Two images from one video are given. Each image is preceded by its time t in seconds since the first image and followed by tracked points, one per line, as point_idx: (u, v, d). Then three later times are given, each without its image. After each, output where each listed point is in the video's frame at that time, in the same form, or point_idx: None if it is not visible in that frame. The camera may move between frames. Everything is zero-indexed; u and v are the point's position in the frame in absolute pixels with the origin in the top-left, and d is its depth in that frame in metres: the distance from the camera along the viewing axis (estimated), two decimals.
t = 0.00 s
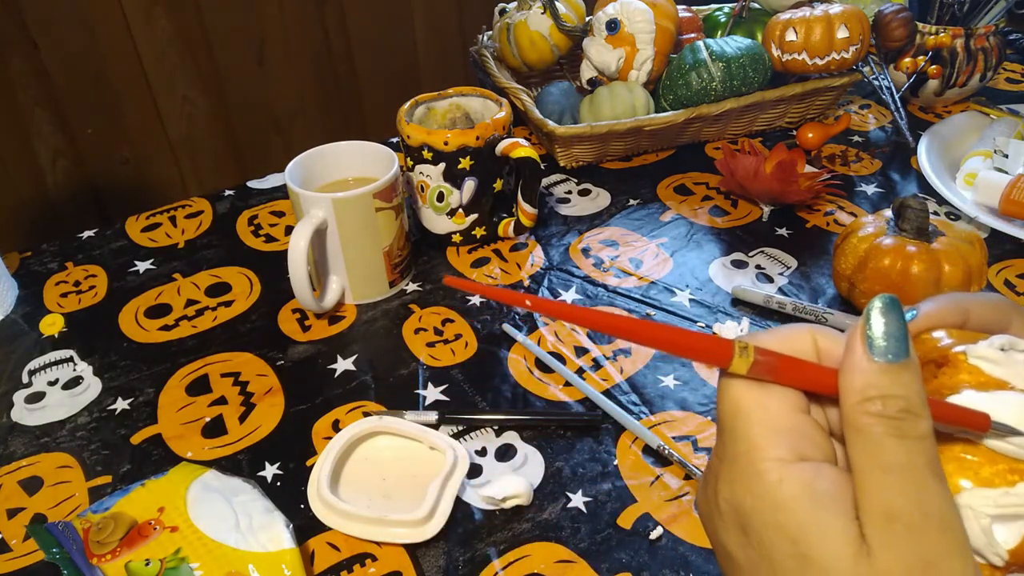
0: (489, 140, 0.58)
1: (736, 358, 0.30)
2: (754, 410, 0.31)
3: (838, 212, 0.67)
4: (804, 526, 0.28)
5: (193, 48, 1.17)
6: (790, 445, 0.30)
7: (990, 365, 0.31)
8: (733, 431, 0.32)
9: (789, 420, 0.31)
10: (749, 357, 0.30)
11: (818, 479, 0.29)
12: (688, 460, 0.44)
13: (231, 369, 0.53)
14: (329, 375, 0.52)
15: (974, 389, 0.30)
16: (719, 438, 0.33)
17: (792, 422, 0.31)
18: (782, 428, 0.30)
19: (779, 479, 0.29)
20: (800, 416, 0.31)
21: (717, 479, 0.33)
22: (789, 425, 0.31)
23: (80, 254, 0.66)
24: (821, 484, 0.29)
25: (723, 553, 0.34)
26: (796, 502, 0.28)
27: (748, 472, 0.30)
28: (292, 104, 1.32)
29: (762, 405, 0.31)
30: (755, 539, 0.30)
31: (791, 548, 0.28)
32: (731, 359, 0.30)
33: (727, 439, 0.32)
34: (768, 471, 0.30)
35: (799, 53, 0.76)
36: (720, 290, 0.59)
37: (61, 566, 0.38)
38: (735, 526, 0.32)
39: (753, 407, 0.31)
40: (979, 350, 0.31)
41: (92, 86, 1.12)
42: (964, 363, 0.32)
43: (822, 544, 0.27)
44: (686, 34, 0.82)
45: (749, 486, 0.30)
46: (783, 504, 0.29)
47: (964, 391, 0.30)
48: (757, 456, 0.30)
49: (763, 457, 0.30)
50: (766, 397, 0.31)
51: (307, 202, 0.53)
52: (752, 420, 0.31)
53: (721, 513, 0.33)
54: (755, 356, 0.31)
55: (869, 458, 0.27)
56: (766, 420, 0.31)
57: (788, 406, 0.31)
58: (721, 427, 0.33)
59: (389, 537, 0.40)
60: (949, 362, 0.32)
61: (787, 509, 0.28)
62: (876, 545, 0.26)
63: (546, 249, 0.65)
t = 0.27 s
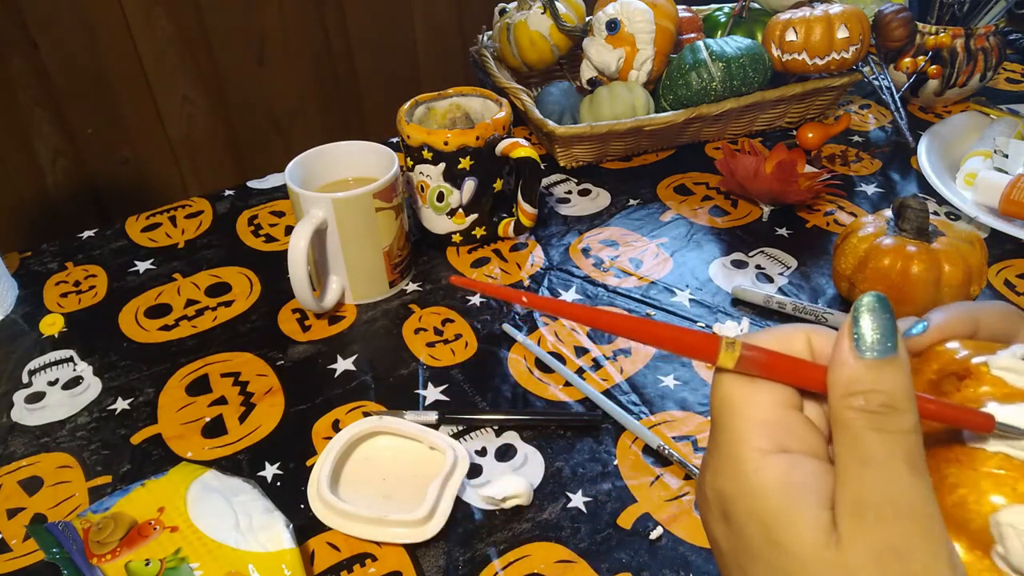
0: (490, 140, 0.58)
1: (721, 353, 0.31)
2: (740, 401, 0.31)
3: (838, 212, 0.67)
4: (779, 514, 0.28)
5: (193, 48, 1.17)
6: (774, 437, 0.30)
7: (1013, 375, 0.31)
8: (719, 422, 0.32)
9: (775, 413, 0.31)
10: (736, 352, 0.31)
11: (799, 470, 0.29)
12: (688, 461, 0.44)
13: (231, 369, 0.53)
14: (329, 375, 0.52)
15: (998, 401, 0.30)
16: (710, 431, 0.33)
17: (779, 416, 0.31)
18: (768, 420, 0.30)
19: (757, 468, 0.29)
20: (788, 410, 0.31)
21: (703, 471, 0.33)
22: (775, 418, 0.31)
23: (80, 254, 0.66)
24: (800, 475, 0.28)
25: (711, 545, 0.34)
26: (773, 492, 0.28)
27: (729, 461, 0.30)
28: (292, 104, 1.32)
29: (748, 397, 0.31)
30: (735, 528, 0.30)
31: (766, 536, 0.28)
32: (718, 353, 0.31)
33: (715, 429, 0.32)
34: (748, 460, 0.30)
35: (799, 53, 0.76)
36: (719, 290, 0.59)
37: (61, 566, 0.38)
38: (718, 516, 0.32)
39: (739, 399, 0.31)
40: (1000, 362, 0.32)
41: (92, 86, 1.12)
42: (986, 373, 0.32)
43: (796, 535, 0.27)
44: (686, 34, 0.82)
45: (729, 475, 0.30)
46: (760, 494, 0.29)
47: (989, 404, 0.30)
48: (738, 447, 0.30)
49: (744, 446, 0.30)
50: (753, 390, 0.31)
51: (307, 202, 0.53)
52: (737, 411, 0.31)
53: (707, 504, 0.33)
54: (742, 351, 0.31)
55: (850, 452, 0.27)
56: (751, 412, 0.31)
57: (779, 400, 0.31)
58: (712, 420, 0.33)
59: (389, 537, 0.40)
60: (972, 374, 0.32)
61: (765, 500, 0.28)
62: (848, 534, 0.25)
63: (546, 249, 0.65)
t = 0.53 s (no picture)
0: (489, 140, 0.58)
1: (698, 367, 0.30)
2: (719, 409, 0.31)
3: (838, 212, 0.67)
4: (750, 519, 0.27)
5: (192, 47, 1.17)
6: (751, 443, 0.30)
7: None
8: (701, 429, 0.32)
9: (755, 421, 0.30)
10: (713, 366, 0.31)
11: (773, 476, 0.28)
12: (688, 461, 0.44)
13: (231, 369, 0.53)
14: (329, 375, 0.52)
15: None
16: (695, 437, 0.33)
17: (759, 423, 0.30)
18: (746, 427, 0.30)
19: (733, 474, 0.29)
20: (770, 419, 0.31)
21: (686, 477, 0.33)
22: (754, 425, 0.30)
23: (80, 254, 0.66)
24: (773, 480, 0.28)
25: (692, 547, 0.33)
26: (746, 498, 0.28)
27: (707, 466, 0.30)
28: (291, 104, 1.32)
29: (727, 405, 0.31)
30: (711, 533, 0.30)
31: (737, 541, 0.28)
32: (695, 367, 0.30)
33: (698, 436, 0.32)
34: (723, 466, 0.29)
35: (799, 53, 0.76)
36: (719, 290, 0.59)
37: (61, 566, 0.38)
38: (697, 520, 0.32)
39: (719, 407, 0.31)
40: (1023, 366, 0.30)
41: (92, 85, 1.12)
42: (1013, 379, 0.30)
43: (766, 541, 0.26)
44: (686, 34, 0.82)
45: (706, 480, 0.30)
46: (735, 500, 0.28)
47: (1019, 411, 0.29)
48: (717, 454, 0.30)
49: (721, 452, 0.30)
50: (733, 399, 0.31)
51: (307, 202, 0.53)
52: (716, 420, 0.31)
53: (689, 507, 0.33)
54: (719, 364, 0.31)
55: (820, 457, 0.26)
56: (730, 419, 0.31)
57: (759, 408, 0.31)
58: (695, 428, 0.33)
59: (389, 537, 0.40)
60: (997, 377, 0.31)
61: (738, 505, 0.28)
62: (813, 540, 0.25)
63: (546, 249, 0.65)
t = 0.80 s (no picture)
0: (489, 140, 0.58)
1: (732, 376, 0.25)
2: (746, 424, 0.27)
3: (838, 212, 0.67)
4: (804, 556, 0.24)
5: (192, 47, 1.17)
6: (792, 464, 0.26)
7: (1016, 380, 0.31)
8: (730, 448, 0.27)
9: (789, 436, 0.26)
10: (742, 374, 0.26)
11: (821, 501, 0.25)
12: (688, 460, 0.44)
13: (231, 369, 0.53)
14: (329, 375, 0.52)
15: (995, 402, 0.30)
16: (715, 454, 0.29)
17: (796, 438, 0.26)
18: (785, 444, 0.26)
19: (777, 504, 0.25)
20: (802, 431, 0.26)
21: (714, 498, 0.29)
22: (792, 443, 0.26)
23: (80, 254, 0.66)
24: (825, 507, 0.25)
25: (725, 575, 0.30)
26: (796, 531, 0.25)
27: (741, 492, 0.27)
28: (292, 104, 1.32)
29: (761, 422, 0.26)
30: (752, 565, 0.27)
31: None
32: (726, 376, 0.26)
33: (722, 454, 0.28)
34: (764, 494, 0.26)
35: (799, 53, 0.76)
36: (719, 290, 0.59)
37: (60, 566, 0.38)
38: (732, 550, 0.28)
39: (747, 423, 0.26)
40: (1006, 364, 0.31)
41: (92, 86, 1.12)
42: (990, 376, 0.31)
43: None
44: (686, 34, 0.82)
45: (745, 509, 0.26)
46: (779, 532, 0.25)
47: (986, 406, 0.30)
48: (753, 479, 0.26)
49: (758, 477, 0.26)
50: (762, 411, 0.26)
51: (307, 202, 0.53)
52: (744, 437, 0.26)
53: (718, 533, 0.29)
54: (747, 372, 0.26)
55: (875, 481, 0.22)
56: (765, 439, 0.26)
57: (793, 421, 0.26)
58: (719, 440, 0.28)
59: (389, 537, 0.40)
60: (975, 372, 0.32)
61: (784, 539, 0.25)
62: None
63: (546, 249, 0.65)
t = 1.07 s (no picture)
0: (489, 140, 0.58)
1: (768, 364, 0.29)
2: (785, 417, 0.30)
3: (838, 212, 0.67)
4: (832, 541, 0.27)
5: (192, 48, 1.17)
6: (822, 457, 0.29)
7: (1019, 383, 0.31)
8: (762, 439, 0.31)
9: (822, 431, 0.30)
10: (781, 365, 0.29)
11: (850, 495, 0.28)
12: (688, 460, 0.44)
13: (231, 369, 0.53)
14: (329, 374, 0.52)
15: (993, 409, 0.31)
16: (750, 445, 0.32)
17: (827, 433, 0.30)
18: (815, 438, 0.29)
19: (807, 491, 0.28)
20: (832, 426, 0.30)
21: (745, 488, 0.32)
22: (822, 436, 0.30)
23: (80, 254, 0.66)
24: (853, 499, 0.28)
25: (749, 564, 0.33)
26: (822, 513, 0.27)
27: (774, 480, 0.30)
28: (291, 104, 1.32)
29: (794, 414, 0.30)
30: (784, 551, 0.29)
31: (814, 564, 0.27)
32: (764, 364, 0.29)
33: (757, 445, 0.31)
34: (795, 481, 0.29)
35: (799, 53, 0.76)
36: (719, 290, 0.59)
37: (60, 566, 0.38)
38: (762, 535, 0.31)
39: (786, 415, 0.30)
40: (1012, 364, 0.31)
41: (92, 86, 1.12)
42: (994, 378, 0.32)
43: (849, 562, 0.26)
44: (686, 34, 0.82)
45: (776, 494, 0.30)
46: (809, 518, 0.28)
47: (987, 409, 0.31)
48: (786, 467, 0.29)
49: (791, 468, 0.29)
50: (798, 405, 0.30)
51: (307, 202, 0.53)
52: (781, 428, 0.30)
53: (747, 522, 0.32)
54: (788, 363, 0.29)
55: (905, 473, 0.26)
56: (798, 434, 0.30)
57: (824, 415, 0.30)
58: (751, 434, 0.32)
59: (389, 537, 0.40)
60: (978, 373, 0.32)
61: (812, 522, 0.28)
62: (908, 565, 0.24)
63: (546, 249, 0.65)
